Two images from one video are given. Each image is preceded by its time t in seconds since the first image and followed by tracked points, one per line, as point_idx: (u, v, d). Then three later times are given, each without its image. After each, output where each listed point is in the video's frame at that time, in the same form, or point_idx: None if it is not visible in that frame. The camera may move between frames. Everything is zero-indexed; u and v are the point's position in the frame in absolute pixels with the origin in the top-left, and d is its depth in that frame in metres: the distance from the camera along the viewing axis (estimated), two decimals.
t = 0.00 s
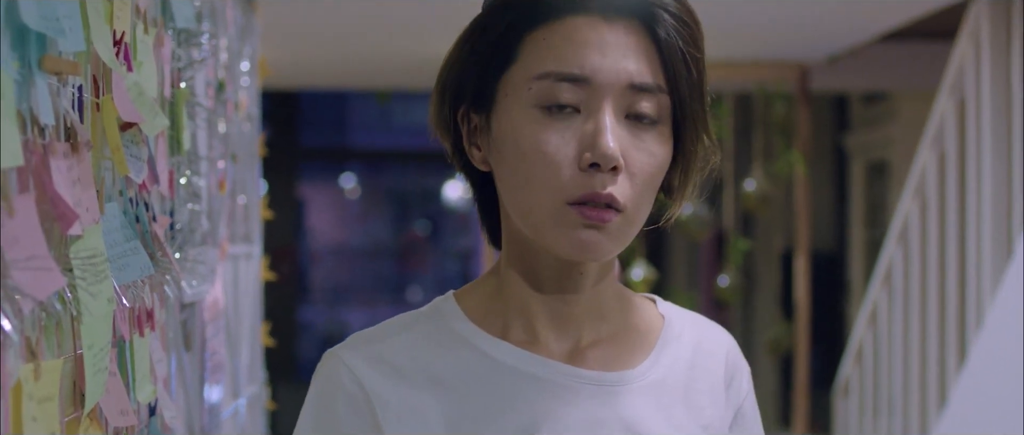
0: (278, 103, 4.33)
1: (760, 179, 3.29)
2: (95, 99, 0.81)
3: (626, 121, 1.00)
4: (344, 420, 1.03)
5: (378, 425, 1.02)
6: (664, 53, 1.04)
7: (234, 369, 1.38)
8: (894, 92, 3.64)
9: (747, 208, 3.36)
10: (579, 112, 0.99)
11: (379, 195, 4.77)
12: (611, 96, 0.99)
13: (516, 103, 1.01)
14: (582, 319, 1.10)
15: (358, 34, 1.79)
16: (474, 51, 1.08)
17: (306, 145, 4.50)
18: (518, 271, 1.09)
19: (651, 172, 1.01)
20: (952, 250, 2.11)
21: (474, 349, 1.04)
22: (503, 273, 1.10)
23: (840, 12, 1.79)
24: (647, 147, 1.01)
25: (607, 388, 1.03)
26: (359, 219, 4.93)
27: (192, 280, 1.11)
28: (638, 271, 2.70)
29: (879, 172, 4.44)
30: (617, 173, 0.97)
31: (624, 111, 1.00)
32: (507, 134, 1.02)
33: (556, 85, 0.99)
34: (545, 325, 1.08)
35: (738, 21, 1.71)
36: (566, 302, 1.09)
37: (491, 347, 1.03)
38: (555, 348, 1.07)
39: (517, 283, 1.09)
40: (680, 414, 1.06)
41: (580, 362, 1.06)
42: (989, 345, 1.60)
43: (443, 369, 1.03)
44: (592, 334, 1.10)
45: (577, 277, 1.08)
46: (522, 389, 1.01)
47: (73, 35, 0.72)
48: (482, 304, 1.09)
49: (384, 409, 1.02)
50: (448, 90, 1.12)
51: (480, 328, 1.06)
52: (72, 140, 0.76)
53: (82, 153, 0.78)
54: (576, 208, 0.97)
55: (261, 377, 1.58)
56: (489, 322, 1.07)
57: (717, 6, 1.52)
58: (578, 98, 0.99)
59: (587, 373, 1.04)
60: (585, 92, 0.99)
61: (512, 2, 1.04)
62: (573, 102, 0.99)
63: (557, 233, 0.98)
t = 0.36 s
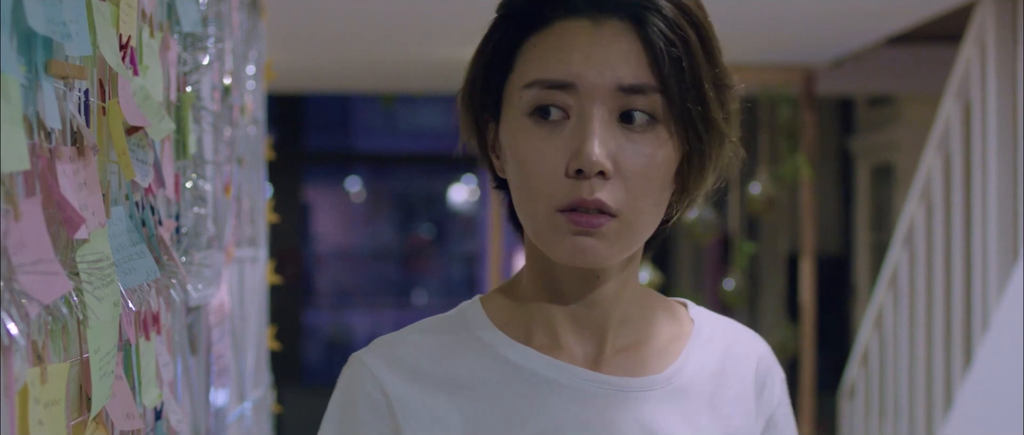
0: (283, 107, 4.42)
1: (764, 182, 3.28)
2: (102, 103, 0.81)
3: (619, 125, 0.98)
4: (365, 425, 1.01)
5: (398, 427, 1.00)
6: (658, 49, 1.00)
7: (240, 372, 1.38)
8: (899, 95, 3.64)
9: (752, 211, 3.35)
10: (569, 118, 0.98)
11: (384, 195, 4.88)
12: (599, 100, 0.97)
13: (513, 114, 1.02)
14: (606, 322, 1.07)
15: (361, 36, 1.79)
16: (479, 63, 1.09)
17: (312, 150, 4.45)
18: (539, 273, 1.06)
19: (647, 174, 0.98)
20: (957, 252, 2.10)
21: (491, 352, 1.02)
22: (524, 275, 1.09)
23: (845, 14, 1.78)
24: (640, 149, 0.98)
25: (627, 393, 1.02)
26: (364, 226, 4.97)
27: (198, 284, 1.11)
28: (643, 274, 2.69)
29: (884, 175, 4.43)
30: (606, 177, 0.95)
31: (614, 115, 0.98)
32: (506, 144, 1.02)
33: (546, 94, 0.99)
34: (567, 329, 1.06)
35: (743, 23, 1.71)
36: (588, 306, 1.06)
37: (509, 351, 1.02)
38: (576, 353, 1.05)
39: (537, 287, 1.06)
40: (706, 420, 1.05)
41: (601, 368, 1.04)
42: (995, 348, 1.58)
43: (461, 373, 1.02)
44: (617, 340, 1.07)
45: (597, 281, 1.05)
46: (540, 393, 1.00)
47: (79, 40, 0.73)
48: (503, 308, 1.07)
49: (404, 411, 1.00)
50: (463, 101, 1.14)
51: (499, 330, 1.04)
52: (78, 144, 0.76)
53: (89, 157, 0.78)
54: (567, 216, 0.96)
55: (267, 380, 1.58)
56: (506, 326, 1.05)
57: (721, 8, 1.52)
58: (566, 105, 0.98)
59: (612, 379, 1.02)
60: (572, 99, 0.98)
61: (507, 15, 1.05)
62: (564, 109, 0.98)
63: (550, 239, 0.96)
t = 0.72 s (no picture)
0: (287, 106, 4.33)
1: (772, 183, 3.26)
2: (110, 104, 0.81)
3: (659, 120, 0.94)
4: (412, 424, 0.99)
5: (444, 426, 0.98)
6: (693, 39, 0.95)
7: (246, 372, 1.38)
8: (909, 95, 3.60)
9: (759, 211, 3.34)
10: (608, 116, 0.94)
11: (390, 195, 4.91)
12: (636, 96, 0.93)
13: (550, 112, 0.98)
14: (655, 319, 1.01)
15: (363, 36, 1.78)
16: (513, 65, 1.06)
17: (319, 150, 4.41)
18: (587, 267, 1.02)
19: (690, 169, 0.94)
20: (966, 252, 2.07)
21: (536, 352, 0.99)
22: (571, 275, 1.05)
23: (849, 14, 1.77)
24: (684, 143, 0.94)
25: (677, 390, 0.96)
26: (371, 225, 5.04)
27: (205, 284, 1.11)
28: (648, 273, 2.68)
29: (891, 176, 4.43)
30: (649, 174, 0.91)
31: (654, 109, 0.94)
32: (546, 144, 0.99)
33: (583, 91, 0.95)
34: (615, 329, 1.01)
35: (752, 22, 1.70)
36: (636, 304, 1.01)
37: (555, 350, 0.98)
38: (624, 351, 1.00)
39: (585, 285, 1.03)
40: (760, 418, 0.98)
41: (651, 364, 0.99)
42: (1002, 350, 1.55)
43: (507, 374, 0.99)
44: (667, 338, 1.02)
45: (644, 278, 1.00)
46: (585, 393, 0.96)
47: (87, 40, 0.73)
48: (550, 307, 1.03)
49: (451, 413, 0.98)
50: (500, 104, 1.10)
51: (549, 331, 1.00)
52: (86, 145, 0.76)
53: (96, 158, 0.78)
54: (610, 214, 0.92)
55: (274, 380, 1.58)
56: (554, 327, 1.01)
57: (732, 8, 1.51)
58: (605, 102, 0.94)
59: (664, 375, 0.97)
60: (611, 96, 0.94)
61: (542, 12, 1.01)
62: (602, 106, 0.95)
63: (594, 240, 0.93)
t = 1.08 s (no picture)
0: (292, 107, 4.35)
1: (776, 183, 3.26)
2: (114, 104, 0.82)
3: (686, 122, 0.93)
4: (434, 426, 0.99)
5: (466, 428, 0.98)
6: (717, 40, 0.94)
7: (251, 372, 1.38)
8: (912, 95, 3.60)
9: (763, 211, 3.33)
10: (635, 121, 0.93)
11: (395, 197, 4.87)
12: (663, 100, 0.92)
13: (574, 118, 0.97)
14: (677, 322, 1.01)
15: (363, 36, 1.78)
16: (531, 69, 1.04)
17: (323, 151, 4.42)
18: (610, 272, 1.02)
19: (719, 172, 0.93)
20: (971, 252, 2.07)
21: (559, 354, 0.99)
22: (593, 279, 1.05)
23: (848, 14, 1.76)
24: (711, 146, 0.93)
25: (704, 392, 0.95)
26: (375, 225, 4.97)
27: (210, 284, 1.11)
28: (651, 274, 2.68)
29: (894, 176, 4.43)
30: (679, 177, 0.91)
31: (681, 112, 0.93)
32: (570, 149, 0.98)
33: (608, 97, 0.94)
34: (638, 333, 1.01)
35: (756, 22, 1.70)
36: (658, 306, 1.01)
37: (580, 355, 0.98)
38: (648, 355, 0.99)
39: (606, 288, 1.03)
40: (786, 418, 0.96)
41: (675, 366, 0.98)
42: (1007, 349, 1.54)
43: (532, 378, 0.98)
44: (689, 339, 1.01)
45: (664, 280, 1.00)
46: (607, 396, 0.96)
47: (91, 41, 0.73)
48: (574, 311, 1.04)
49: (474, 416, 0.97)
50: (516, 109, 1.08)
51: (572, 336, 1.00)
52: (90, 145, 0.76)
53: (100, 158, 0.78)
54: (641, 221, 0.92)
55: (279, 380, 1.58)
56: (576, 327, 1.02)
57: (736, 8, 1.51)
58: (631, 107, 0.93)
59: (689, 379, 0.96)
60: (637, 101, 0.93)
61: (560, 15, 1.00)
62: (629, 111, 0.94)
63: (624, 247, 0.93)
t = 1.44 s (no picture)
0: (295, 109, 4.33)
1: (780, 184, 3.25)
2: (119, 105, 0.82)
3: (706, 128, 0.93)
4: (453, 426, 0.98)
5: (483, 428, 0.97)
6: (737, 46, 0.94)
7: (255, 372, 1.38)
8: (916, 95, 3.59)
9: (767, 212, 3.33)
10: (656, 127, 0.92)
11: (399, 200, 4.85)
12: (684, 106, 0.92)
13: (593, 124, 0.96)
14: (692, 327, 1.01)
15: (364, 36, 1.78)
16: (548, 74, 1.04)
17: (327, 151, 4.43)
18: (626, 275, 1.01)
19: (740, 178, 0.93)
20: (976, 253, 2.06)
21: (574, 356, 0.99)
22: (610, 281, 1.04)
23: (850, 15, 1.76)
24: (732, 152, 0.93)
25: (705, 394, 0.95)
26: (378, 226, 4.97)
27: (215, 285, 1.11)
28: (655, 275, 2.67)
29: (899, 176, 4.44)
30: (701, 184, 0.89)
31: (701, 119, 0.93)
32: (589, 155, 0.97)
33: (628, 103, 0.93)
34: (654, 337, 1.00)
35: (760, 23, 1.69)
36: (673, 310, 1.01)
37: (593, 356, 0.98)
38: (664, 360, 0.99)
39: (623, 292, 1.02)
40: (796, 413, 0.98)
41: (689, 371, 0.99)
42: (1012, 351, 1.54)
43: (548, 379, 0.98)
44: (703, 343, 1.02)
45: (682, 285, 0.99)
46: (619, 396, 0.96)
47: (97, 41, 0.73)
48: (590, 313, 1.02)
49: (491, 415, 0.97)
50: (532, 114, 1.08)
51: (589, 338, 0.99)
52: (95, 145, 0.76)
53: (106, 158, 0.78)
54: (663, 228, 0.91)
55: (283, 380, 1.58)
56: (592, 327, 1.01)
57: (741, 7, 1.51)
58: (652, 114, 0.93)
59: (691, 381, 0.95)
60: (657, 107, 0.92)
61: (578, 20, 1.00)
62: (649, 117, 0.93)
63: (646, 254, 0.92)
